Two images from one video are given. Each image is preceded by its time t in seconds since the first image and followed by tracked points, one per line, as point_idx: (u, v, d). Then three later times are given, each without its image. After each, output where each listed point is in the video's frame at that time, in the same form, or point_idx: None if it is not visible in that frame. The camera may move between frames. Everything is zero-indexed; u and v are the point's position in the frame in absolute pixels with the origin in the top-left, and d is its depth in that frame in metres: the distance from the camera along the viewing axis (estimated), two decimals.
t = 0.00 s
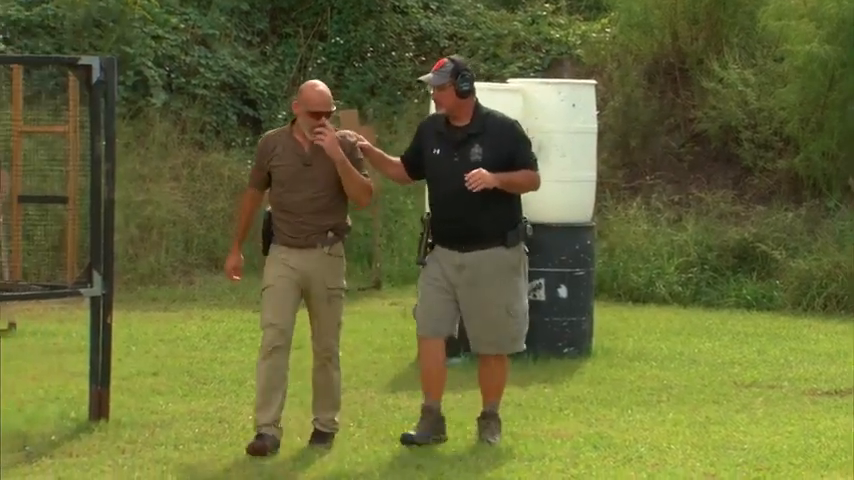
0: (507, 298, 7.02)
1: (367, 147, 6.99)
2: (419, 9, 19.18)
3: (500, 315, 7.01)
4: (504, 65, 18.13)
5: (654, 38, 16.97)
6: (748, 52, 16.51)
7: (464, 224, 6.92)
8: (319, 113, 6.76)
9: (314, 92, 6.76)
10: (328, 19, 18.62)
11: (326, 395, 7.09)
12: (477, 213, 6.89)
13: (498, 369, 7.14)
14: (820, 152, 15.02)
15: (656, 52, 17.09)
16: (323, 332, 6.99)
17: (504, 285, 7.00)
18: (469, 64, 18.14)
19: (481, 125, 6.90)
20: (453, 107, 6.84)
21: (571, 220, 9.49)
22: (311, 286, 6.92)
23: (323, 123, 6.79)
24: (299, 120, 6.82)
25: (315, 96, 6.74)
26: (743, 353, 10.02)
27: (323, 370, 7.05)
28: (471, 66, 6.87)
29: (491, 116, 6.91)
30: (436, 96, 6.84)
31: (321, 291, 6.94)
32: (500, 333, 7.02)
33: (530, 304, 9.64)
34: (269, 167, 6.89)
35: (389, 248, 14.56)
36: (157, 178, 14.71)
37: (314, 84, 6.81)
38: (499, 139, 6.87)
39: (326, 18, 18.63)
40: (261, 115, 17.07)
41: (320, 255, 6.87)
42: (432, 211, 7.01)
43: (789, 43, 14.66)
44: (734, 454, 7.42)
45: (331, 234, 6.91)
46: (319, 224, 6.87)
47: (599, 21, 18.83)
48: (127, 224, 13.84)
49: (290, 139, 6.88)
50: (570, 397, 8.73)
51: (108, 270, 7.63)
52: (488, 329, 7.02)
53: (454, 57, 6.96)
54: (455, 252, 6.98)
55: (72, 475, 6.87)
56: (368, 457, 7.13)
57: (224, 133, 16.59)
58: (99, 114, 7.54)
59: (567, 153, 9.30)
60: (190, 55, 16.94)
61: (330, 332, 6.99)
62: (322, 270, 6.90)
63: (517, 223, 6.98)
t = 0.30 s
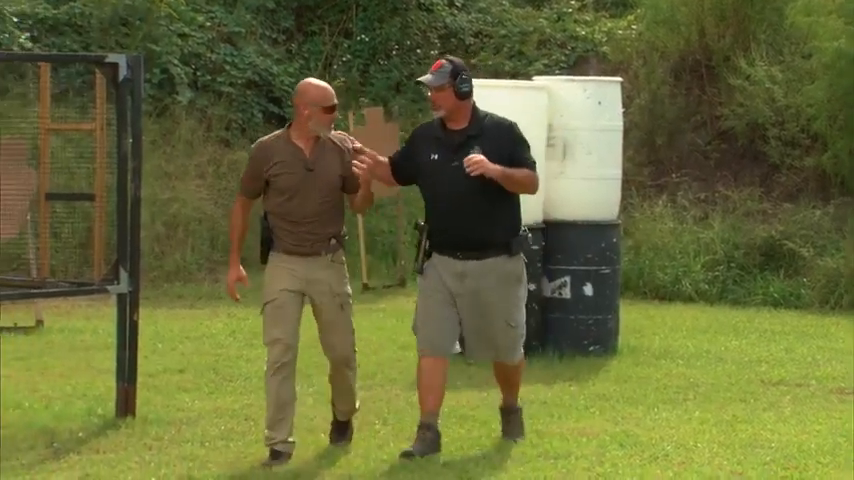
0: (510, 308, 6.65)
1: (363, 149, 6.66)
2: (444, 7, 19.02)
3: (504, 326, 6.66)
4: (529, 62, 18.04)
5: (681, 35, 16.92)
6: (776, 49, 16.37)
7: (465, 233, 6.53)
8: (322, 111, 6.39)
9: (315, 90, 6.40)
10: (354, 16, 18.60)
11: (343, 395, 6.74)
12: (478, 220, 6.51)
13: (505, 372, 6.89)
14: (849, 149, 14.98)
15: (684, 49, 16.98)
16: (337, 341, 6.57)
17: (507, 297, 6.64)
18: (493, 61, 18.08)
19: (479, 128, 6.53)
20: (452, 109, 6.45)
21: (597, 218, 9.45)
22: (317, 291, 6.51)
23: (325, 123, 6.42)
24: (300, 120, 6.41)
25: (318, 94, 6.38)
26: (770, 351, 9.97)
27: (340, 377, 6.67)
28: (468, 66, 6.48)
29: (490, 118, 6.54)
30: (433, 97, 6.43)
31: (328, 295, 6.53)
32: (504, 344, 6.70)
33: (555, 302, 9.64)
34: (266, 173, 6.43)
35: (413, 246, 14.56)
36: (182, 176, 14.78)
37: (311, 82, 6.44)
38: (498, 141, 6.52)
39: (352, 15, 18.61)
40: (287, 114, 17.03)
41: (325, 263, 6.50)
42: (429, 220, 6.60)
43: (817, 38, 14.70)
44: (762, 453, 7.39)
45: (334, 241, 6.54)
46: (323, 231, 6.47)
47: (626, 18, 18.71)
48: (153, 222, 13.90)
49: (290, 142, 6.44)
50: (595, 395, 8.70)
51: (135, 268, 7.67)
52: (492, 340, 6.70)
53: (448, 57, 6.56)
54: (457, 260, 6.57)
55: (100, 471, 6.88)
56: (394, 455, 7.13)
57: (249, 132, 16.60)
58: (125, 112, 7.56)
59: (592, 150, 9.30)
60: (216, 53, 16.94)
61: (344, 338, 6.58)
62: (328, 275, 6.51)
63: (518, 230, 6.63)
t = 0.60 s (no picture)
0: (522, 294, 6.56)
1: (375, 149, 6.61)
2: (472, 4, 18.96)
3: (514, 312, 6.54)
4: (557, 59, 18.01)
5: (709, 31, 16.76)
6: (806, 45, 16.12)
7: (478, 223, 6.51)
8: (340, 99, 6.37)
9: (334, 78, 6.37)
10: (381, 13, 18.48)
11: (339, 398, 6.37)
12: (489, 211, 6.49)
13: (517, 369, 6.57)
14: None
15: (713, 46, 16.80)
16: (335, 329, 6.36)
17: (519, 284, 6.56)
18: (521, 58, 17.97)
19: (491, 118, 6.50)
20: (463, 99, 6.46)
21: (625, 215, 9.43)
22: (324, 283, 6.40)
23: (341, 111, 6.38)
24: (316, 109, 6.39)
25: (336, 81, 6.36)
26: (799, 349, 9.92)
27: (336, 371, 6.37)
28: (478, 55, 6.50)
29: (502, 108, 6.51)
30: (445, 86, 6.44)
31: (333, 284, 6.39)
32: (514, 330, 6.52)
33: (583, 300, 9.62)
34: (280, 162, 6.40)
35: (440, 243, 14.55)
36: (210, 173, 14.82)
37: (331, 71, 6.43)
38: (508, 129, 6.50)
39: (380, 12, 18.49)
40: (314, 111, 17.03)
41: (332, 258, 6.39)
42: (441, 211, 6.60)
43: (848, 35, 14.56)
44: (791, 451, 7.35)
45: (345, 235, 6.43)
46: (334, 225, 6.39)
47: (654, 14, 18.56)
48: (181, 218, 13.95)
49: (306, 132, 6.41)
50: (623, 393, 8.68)
51: (163, 265, 7.82)
52: (503, 327, 6.53)
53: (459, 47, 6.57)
54: (467, 253, 6.58)
55: (129, 467, 6.88)
56: (420, 452, 7.12)
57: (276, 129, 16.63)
58: (154, 109, 7.72)
59: (620, 147, 9.28)
60: (244, 50, 16.84)
61: (343, 326, 6.37)
62: (337, 268, 6.40)
63: (530, 220, 6.59)
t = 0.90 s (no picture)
0: (546, 303, 6.32)
1: (400, 154, 6.41)
2: (497, 2, 18.95)
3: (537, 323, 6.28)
4: (582, 56, 17.98)
5: (737, 28, 16.62)
6: (834, 42, 15.92)
7: (503, 230, 6.34)
8: (364, 103, 6.08)
9: (359, 81, 6.09)
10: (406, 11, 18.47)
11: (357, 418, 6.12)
12: (514, 220, 6.33)
13: (540, 387, 6.26)
14: None
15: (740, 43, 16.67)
16: (356, 341, 6.15)
17: (542, 294, 6.32)
18: (547, 55, 17.96)
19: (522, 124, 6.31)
20: (497, 102, 6.28)
21: (650, 213, 9.41)
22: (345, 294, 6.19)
23: (365, 115, 6.11)
24: (341, 111, 6.12)
25: (361, 85, 6.08)
26: (827, 347, 9.87)
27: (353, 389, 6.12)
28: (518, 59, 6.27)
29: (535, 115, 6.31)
30: (479, 87, 6.28)
31: (354, 297, 6.20)
32: (536, 340, 6.24)
33: (608, 297, 9.61)
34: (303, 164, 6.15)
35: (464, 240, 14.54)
36: (236, 170, 14.84)
37: (354, 71, 6.14)
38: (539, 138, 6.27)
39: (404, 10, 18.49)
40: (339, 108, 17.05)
41: (354, 263, 6.19)
42: (468, 215, 6.46)
43: None
44: (819, 450, 7.32)
45: (366, 241, 6.24)
46: (355, 230, 6.19)
47: (680, 11, 18.52)
48: (207, 215, 14.03)
49: (329, 134, 6.16)
50: (649, 390, 8.66)
51: (190, 262, 7.60)
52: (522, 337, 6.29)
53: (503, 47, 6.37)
54: (490, 262, 6.40)
55: (155, 463, 6.89)
56: (446, 449, 7.12)
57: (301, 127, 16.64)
58: (180, 107, 7.53)
59: (645, 144, 9.25)
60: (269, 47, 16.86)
61: (364, 341, 6.15)
62: (358, 278, 6.19)
63: (558, 231, 6.39)
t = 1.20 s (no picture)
0: (580, 305, 6.08)
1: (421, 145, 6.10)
2: None
3: (573, 327, 6.08)
4: (608, 53, 17.92)
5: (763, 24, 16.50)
6: None
7: (529, 223, 6.02)
8: (372, 93, 5.79)
9: (364, 71, 5.79)
10: (432, 8, 18.35)
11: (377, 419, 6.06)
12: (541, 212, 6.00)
13: (568, 384, 6.25)
14: None
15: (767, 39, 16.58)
16: (375, 348, 5.98)
17: (575, 295, 6.08)
18: (572, 53, 17.92)
19: (548, 112, 6.02)
20: (521, 91, 5.98)
21: (678, 210, 9.37)
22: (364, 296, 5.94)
23: (374, 106, 5.81)
24: (350, 104, 5.83)
25: (367, 75, 5.77)
26: None
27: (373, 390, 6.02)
28: (542, 47, 6.01)
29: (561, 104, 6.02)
30: (502, 75, 5.98)
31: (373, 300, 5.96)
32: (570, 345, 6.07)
33: (634, 295, 9.57)
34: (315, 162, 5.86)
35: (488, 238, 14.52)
36: (261, 168, 14.86)
37: (360, 61, 5.84)
38: (561, 127, 5.99)
39: (430, 6, 18.36)
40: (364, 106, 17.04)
41: (374, 262, 5.91)
42: (493, 208, 6.11)
43: None
44: (847, 448, 7.28)
45: (388, 239, 5.96)
46: (376, 228, 5.90)
47: (708, 7, 18.40)
48: (232, 213, 14.09)
49: (341, 130, 5.87)
50: (675, 388, 8.62)
51: (215, 259, 7.67)
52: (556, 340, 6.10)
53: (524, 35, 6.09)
54: (519, 255, 6.09)
55: (181, 459, 6.89)
56: (471, 445, 7.10)
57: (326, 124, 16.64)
58: (206, 103, 7.55)
59: (671, 140, 9.22)
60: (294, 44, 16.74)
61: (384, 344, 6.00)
62: (380, 282, 5.94)
63: (589, 224, 6.10)
